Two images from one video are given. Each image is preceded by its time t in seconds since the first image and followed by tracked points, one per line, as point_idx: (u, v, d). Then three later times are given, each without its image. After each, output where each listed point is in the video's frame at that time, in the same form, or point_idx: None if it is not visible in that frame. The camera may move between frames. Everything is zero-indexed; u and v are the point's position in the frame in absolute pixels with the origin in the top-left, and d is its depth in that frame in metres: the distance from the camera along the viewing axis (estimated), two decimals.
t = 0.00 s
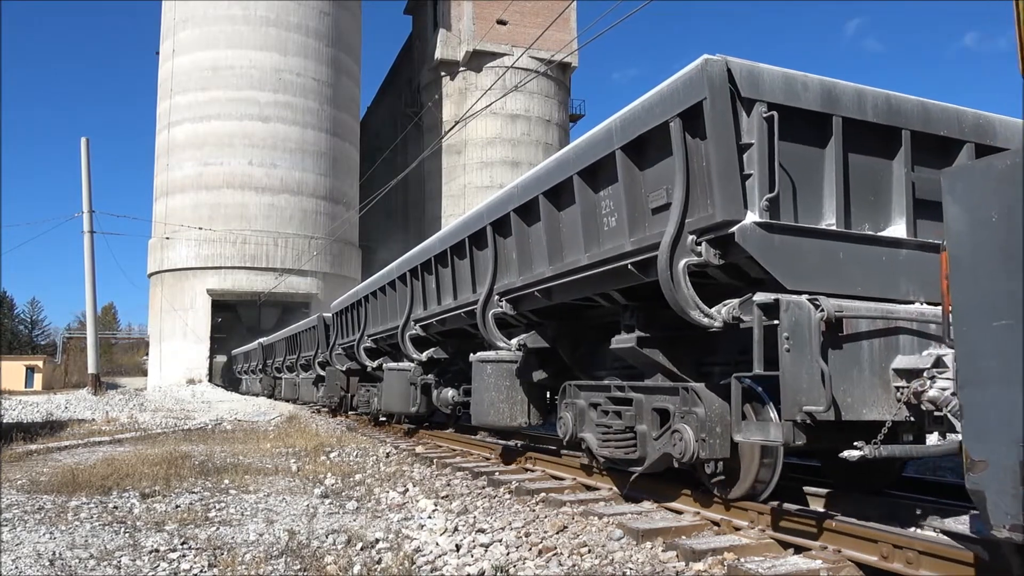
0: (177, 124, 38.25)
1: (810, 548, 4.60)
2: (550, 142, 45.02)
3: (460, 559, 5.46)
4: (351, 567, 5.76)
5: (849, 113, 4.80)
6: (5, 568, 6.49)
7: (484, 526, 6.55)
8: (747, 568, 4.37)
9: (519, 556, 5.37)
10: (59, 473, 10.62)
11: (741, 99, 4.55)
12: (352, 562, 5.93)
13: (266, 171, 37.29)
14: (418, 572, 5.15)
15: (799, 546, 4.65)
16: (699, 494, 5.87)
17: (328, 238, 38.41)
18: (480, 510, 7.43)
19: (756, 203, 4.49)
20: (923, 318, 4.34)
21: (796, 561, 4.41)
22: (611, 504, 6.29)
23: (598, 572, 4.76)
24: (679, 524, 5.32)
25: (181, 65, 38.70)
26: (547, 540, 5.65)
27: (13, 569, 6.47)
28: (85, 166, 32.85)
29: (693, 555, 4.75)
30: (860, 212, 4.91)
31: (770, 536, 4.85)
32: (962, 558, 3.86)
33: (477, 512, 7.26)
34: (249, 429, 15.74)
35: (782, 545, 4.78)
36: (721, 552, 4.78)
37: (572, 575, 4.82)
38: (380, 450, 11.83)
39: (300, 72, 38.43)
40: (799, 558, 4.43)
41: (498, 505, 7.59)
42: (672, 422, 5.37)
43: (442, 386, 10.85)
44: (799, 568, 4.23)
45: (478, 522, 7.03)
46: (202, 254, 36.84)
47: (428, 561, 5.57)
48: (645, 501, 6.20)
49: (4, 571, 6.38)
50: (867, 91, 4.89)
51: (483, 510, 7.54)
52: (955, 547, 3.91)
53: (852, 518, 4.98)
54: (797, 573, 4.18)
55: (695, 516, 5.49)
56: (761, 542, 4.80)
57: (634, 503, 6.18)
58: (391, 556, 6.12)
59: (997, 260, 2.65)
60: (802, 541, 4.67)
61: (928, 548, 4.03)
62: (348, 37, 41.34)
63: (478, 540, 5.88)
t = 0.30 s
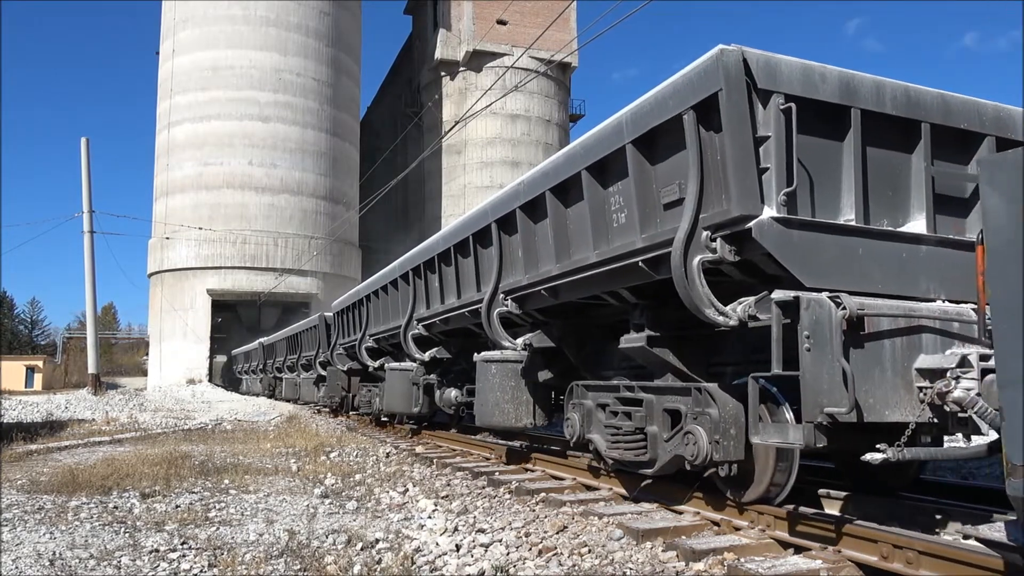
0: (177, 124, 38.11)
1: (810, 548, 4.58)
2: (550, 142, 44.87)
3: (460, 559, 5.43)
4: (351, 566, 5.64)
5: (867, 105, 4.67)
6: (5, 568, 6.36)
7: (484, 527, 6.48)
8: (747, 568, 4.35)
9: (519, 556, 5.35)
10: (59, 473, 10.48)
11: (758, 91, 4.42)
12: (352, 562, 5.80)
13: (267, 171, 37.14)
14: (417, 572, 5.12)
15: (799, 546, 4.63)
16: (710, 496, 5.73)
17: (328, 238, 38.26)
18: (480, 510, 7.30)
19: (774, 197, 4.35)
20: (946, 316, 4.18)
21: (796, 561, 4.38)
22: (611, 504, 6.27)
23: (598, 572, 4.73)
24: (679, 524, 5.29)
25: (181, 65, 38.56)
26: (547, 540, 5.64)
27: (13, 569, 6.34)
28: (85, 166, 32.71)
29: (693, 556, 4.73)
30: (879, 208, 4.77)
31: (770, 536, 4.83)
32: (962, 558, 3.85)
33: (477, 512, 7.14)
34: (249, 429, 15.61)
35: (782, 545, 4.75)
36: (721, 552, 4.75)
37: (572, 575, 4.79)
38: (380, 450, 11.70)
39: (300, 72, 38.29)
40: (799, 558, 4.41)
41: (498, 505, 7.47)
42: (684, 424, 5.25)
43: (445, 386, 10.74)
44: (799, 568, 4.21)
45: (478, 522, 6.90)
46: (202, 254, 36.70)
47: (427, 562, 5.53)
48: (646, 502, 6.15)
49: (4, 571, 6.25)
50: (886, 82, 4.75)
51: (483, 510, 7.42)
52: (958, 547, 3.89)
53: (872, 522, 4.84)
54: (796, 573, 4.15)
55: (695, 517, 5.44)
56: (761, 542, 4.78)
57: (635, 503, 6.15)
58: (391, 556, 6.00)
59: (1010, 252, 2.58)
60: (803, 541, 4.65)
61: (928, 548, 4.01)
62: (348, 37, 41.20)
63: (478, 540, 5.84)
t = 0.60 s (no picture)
0: (177, 124, 37.96)
1: (810, 549, 4.53)
2: (550, 142, 44.75)
3: (460, 560, 5.39)
4: (351, 567, 5.52)
5: (888, 98, 4.52)
6: (5, 568, 6.22)
7: (483, 526, 6.40)
8: (747, 568, 4.32)
9: (519, 556, 5.32)
10: (59, 473, 10.34)
11: (776, 82, 4.27)
12: (352, 563, 5.68)
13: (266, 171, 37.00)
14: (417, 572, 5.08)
15: (799, 546, 4.59)
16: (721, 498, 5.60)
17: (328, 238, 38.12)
18: (480, 511, 7.18)
19: (793, 192, 4.20)
20: (971, 315, 4.04)
21: (796, 561, 4.36)
22: (610, 504, 6.26)
23: (598, 572, 4.70)
24: (679, 524, 5.23)
25: (181, 65, 38.42)
26: (547, 540, 5.61)
27: (13, 569, 6.20)
28: (85, 166, 32.57)
29: (693, 556, 4.69)
30: (898, 203, 4.62)
31: (770, 536, 4.77)
32: (963, 558, 3.81)
33: (477, 512, 7.02)
34: (249, 430, 15.47)
35: (782, 545, 4.71)
36: (721, 553, 4.70)
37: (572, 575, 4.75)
38: (380, 450, 11.56)
39: (300, 72, 38.16)
40: (799, 559, 4.38)
41: (498, 505, 7.34)
42: (697, 425, 5.10)
43: (448, 386, 10.62)
44: (799, 568, 4.19)
45: (478, 522, 6.78)
46: (202, 254, 36.56)
47: (427, 562, 5.48)
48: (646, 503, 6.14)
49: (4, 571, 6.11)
50: (907, 73, 4.61)
51: (482, 511, 7.29)
52: (958, 547, 3.85)
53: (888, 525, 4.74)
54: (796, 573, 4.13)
55: (695, 517, 5.39)
56: (761, 542, 4.73)
57: (634, 504, 6.14)
58: (391, 556, 5.88)
59: None
60: (802, 541, 4.60)
61: (929, 548, 3.97)
62: (348, 37, 41.06)
63: (478, 540, 5.81)
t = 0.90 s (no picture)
0: (177, 124, 37.82)
1: (810, 548, 4.57)
2: (550, 142, 44.61)
3: (460, 560, 5.44)
4: (351, 566, 5.42)
5: (908, 89, 4.39)
6: (4, 568, 6.09)
7: (483, 527, 6.37)
8: (747, 568, 4.36)
9: (519, 556, 5.38)
10: (59, 473, 10.21)
11: (794, 72, 4.14)
12: (353, 562, 5.58)
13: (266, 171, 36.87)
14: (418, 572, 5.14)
15: (799, 547, 4.62)
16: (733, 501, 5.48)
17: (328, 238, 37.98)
18: (480, 511, 7.08)
19: (812, 186, 4.07)
20: (996, 312, 3.90)
21: (796, 561, 4.39)
22: (610, 505, 6.29)
23: (599, 572, 4.75)
24: (679, 524, 5.30)
25: (181, 65, 38.27)
26: (547, 540, 5.65)
27: (13, 569, 6.07)
28: (85, 166, 32.43)
29: (694, 556, 4.73)
30: (919, 197, 4.48)
31: (771, 536, 4.81)
32: (963, 558, 3.80)
33: (477, 512, 6.92)
34: (249, 430, 15.34)
35: (782, 545, 4.74)
36: (721, 553, 4.76)
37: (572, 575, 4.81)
38: (380, 450, 11.44)
39: (300, 72, 38.01)
40: (799, 559, 4.41)
41: (499, 505, 7.24)
42: (709, 426, 4.98)
43: (450, 387, 10.48)
44: (799, 568, 4.21)
45: (479, 522, 6.69)
46: (202, 254, 36.41)
47: (427, 562, 5.53)
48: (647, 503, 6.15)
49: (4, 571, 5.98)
50: (927, 64, 4.48)
51: (483, 510, 7.19)
52: (958, 547, 3.84)
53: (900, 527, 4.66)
54: (796, 573, 4.16)
55: (695, 517, 5.47)
56: (761, 542, 4.77)
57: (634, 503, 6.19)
58: (391, 556, 5.77)
59: None
60: (802, 541, 4.64)
61: (929, 548, 3.96)
62: (348, 37, 40.92)
63: (478, 540, 5.85)
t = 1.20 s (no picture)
0: (177, 124, 37.69)
1: (811, 549, 4.54)
2: (550, 142, 44.48)
3: (460, 560, 5.41)
4: (351, 567, 5.32)
5: (930, 80, 4.25)
6: (5, 568, 5.96)
7: (483, 526, 6.31)
8: (747, 568, 4.35)
9: (519, 556, 5.36)
10: (59, 473, 10.08)
11: (813, 62, 4.00)
12: (352, 562, 5.49)
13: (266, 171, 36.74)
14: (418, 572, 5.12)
15: (799, 547, 4.60)
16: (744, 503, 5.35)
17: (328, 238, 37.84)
18: (479, 511, 6.98)
19: (833, 179, 3.94)
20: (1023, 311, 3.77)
21: (796, 561, 4.38)
22: (611, 504, 6.28)
23: (598, 572, 4.74)
24: (678, 525, 5.29)
25: (181, 65, 38.15)
26: (547, 540, 5.63)
27: (13, 568, 5.94)
28: (86, 166, 32.32)
29: (693, 556, 4.72)
30: (941, 193, 4.34)
31: (771, 536, 4.78)
32: (961, 558, 3.80)
33: (477, 512, 6.84)
34: (249, 429, 15.22)
35: (782, 545, 4.72)
36: (721, 553, 4.73)
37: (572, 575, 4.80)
38: (380, 450, 11.31)
39: (300, 72, 37.88)
40: (799, 558, 4.40)
41: (498, 505, 7.16)
42: (723, 427, 4.83)
43: (454, 386, 10.35)
44: (799, 568, 4.21)
45: (478, 522, 6.61)
46: (202, 254, 36.28)
47: (428, 562, 5.48)
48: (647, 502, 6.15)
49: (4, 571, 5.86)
50: (949, 55, 4.34)
51: (483, 510, 7.10)
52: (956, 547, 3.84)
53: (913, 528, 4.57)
54: (796, 573, 4.15)
55: (695, 518, 5.44)
56: (761, 542, 4.74)
57: (634, 503, 6.19)
58: (391, 556, 5.68)
59: None
60: (803, 541, 4.61)
61: (928, 548, 3.95)
62: (348, 37, 40.79)
63: (478, 540, 5.81)
